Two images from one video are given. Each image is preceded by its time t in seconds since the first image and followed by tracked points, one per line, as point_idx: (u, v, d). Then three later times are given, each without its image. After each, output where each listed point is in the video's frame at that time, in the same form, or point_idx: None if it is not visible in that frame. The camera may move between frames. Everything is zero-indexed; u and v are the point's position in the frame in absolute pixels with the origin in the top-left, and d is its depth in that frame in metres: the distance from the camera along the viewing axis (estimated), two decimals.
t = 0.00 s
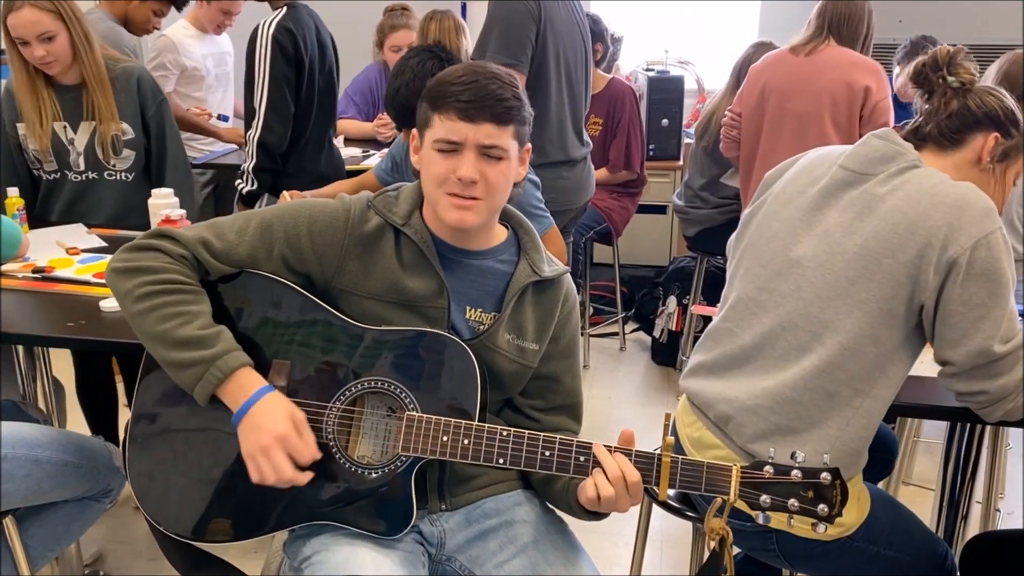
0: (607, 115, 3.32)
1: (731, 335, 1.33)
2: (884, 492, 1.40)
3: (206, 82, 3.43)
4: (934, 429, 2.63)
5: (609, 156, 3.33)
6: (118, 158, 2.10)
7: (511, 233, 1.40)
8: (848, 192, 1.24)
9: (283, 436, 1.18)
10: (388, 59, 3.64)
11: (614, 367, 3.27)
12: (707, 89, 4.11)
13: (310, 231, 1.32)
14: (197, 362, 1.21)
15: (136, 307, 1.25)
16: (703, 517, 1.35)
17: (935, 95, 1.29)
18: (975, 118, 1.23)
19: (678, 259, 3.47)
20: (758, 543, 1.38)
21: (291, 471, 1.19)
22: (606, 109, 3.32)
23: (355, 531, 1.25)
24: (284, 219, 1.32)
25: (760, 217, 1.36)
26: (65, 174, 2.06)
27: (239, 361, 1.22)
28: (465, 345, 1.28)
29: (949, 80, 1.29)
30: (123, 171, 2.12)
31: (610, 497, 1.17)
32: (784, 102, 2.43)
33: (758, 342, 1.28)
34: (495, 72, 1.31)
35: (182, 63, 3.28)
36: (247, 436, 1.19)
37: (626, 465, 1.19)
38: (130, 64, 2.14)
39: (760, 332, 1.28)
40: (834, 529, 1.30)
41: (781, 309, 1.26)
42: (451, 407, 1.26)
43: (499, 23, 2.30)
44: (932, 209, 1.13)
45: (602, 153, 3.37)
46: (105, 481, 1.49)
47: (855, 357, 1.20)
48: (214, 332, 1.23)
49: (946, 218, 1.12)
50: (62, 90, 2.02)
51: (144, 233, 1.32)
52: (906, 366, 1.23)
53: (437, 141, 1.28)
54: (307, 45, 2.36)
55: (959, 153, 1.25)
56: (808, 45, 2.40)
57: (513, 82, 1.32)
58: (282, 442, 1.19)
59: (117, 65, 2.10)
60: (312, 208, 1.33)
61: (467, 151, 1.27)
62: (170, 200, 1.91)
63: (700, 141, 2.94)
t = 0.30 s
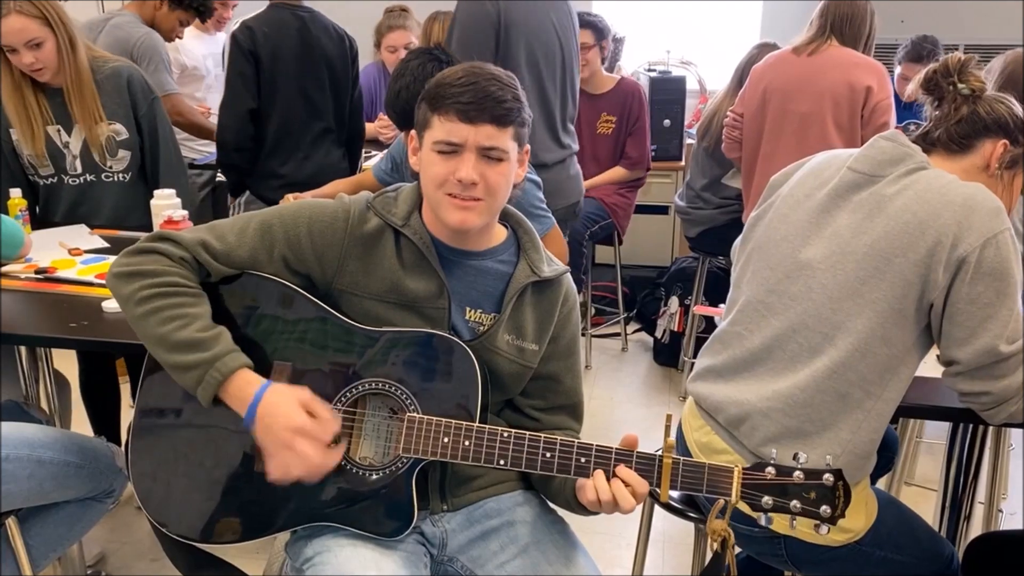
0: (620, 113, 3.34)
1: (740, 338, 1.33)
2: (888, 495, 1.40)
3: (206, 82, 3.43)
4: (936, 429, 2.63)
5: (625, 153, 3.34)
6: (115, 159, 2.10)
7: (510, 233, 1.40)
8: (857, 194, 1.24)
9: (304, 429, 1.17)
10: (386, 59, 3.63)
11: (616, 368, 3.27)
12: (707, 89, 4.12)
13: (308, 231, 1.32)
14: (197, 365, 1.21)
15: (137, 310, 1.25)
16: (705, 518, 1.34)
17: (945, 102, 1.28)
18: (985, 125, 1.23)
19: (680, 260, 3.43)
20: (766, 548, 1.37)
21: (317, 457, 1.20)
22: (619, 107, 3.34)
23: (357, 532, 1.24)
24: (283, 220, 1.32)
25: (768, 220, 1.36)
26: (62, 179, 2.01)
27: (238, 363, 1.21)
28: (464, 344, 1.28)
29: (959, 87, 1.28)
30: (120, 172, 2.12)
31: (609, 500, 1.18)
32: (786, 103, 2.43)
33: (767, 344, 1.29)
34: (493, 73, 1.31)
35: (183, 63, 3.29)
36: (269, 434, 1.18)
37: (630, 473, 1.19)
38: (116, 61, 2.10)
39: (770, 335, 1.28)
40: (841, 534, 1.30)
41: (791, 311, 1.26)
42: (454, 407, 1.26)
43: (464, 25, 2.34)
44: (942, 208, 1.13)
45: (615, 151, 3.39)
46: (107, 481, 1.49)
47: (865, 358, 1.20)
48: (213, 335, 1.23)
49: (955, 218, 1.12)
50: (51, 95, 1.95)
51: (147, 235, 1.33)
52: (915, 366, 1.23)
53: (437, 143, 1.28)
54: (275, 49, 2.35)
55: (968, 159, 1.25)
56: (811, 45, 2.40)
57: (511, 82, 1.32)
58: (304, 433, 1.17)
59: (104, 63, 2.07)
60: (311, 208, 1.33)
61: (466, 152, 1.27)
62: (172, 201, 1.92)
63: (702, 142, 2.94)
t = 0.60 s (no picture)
0: (625, 113, 3.36)
1: (743, 338, 1.33)
2: (891, 496, 1.40)
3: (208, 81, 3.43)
4: (939, 430, 2.63)
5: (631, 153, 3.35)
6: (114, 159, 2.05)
7: (512, 232, 1.40)
8: (862, 195, 1.24)
9: (297, 410, 1.16)
10: (384, 59, 3.63)
11: (618, 367, 3.27)
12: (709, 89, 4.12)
13: (310, 232, 1.32)
14: (199, 356, 1.21)
15: (138, 306, 1.25)
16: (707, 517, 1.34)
17: (956, 103, 1.28)
18: (994, 128, 1.23)
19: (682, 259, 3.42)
20: (768, 549, 1.37)
21: (317, 441, 1.16)
22: (626, 107, 3.36)
23: (359, 531, 1.24)
24: (284, 220, 1.32)
25: (772, 220, 1.36)
26: (60, 179, 1.86)
27: (239, 352, 1.21)
28: (466, 345, 1.28)
29: (971, 89, 1.27)
30: (119, 172, 2.09)
31: (613, 499, 1.18)
32: (788, 102, 2.43)
33: (771, 345, 1.29)
34: (493, 71, 1.31)
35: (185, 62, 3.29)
36: (268, 422, 1.18)
37: (632, 475, 1.19)
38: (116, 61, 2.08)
39: (773, 335, 1.28)
40: (843, 536, 1.30)
41: (795, 311, 1.26)
42: (456, 408, 1.26)
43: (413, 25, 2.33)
44: (947, 208, 1.13)
45: (618, 150, 3.39)
46: (109, 481, 1.49)
47: (869, 358, 1.20)
48: (215, 326, 1.23)
49: (960, 219, 1.12)
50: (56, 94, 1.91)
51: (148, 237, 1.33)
52: (919, 367, 1.23)
53: (437, 143, 1.28)
54: (223, 49, 2.30)
55: (976, 161, 1.25)
56: (814, 45, 2.40)
57: (511, 80, 1.32)
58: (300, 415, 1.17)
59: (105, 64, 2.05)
60: (312, 209, 1.33)
61: (469, 151, 1.27)
62: (175, 201, 1.92)
63: (705, 141, 2.95)
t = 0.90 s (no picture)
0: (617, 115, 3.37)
1: (746, 338, 1.33)
2: (894, 496, 1.40)
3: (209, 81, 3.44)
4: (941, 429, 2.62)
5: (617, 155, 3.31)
6: (116, 159, 2.07)
7: (514, 231, 1.40)
8: (864, 194, 1.24)
9: (315, 405, 1.19)
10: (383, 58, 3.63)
11: (619, 367, 3.27)
12: (711, 88, 4.12)
13: (311, 230, 1.32)
14: (206, 353, 1.21)
15: (142, 304, 1.25)
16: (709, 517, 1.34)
17: (962, 102, 1.28)
18: (999, 128, 1.23)
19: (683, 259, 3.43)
20: (770, 549, 1.37)
21: (331, 434, 1.20)
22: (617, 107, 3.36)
23: (361, 531, 1.24)
24: (285, 219, 1.32)
25: (776, 220, 1.36)
26: (60, 176, 1.93)
27: (248, 347, 1.21)
28: (468, 343, 1.28)
29: (977, 88, 1.26)
30: (120, 171, 2.10)
31: (616, 497, 1.18)
32: (789, 103, 2.43)
33: (774, 345, 1.29)
34: (492, 69, 1.31)
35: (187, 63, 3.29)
36: (276, 419, 1.18)
37: (636, 476, 1.19)
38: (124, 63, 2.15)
39: (776, 335, 1.28)
40: (845, 536, 1.30)
41: (797, 311, 1.26)
42: (458, 407, 1.26)
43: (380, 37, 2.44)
44: (950, 208, 1.13)
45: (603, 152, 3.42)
46: (112, 481, 1.49)
47: (872, 358, 1.20)
48: (221, 322, 1.23)
49: (962, 218, 1.12)
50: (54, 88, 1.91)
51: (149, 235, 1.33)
52: (922, 366, 1.23)
53: (433, 138, 1.28)
54: (199, 47, 2.32)
55: (980, 161, 1.25)
56: (815, 44, 2.39)
57: (511, 78, 1.32)
58: (317, 410, 1.19)
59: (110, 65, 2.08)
60: (313, 207, 1.33)
61: (463, 146, 1.27)
62: (176, 200, 1.91)
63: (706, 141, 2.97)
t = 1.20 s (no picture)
0: (620, 109, 3.32)
1: (746, 336, 1.33)
2: (894, 495, 1.40)
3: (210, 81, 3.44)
4: (942, 428, 2.62)
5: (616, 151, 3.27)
6: (120, 154, 2.09)
7: (513, 230, 1.40)
8: (864, 193, 1.24)
9: (283, 444, 1.18)
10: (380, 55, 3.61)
11: (619, 366, 3.26)
12: (712, 88, 4.12)
13: (310, 229, 1.32)
14: (199, 364, 1.21)
15: (138, 310, 1.25)
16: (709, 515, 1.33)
17: (963, 101, 1.27)
18: (1000, 127, 1.23)
19: (683, 257, 3.43)
20: (770, 548, 1.37)
21: (289, 479, 1.19)
22: (618, 104, 3.33)
23: (361, 529, 1.24)
24: (284, 218, 1.32)
25: (776, 219, 1.36)
26: (65, 172, 1.98)
27: (240, 362, 1.22)
28: (469, 343, 1.28)
29: (978, 88, 1.26)
30: (124, 167, 2.11)
31: (616, 490, 1.17)
32: (789, 102, 2.43)
33: (774, 344, 1.29)
34: (493, 67, 1.31)
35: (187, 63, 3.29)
36: (248, 443, 1.19)
37: (636, 471, 1.18)
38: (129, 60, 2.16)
39: (776, 333, 1.28)
40: (845, 535, 1.30)
41: (797, 310, 1.26)
42: (457, 406, 1.25)
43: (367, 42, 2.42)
44: (949, 207, 1.13)
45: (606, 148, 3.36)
46: (112, 480, 1.49)
47: (871, 357, 1.20)
48: (215, 334, 1.23)
49: (962, 216, 1.12)
50: (62, 89, 1.99)
51: (148, 236, 1.33)
52: (921, 365, 1.23)
53: (436, 139, 1.28)
54: (205, 43, 2.32)
55: (981, 160, 1.24)
56: (815, 42, 2.39)
57: (511, 77, 1.32)
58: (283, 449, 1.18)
59: (115, 63, 2.12)
60: (312, 205, 1.33)
61: (467, 147, 1.27)
62: (176, 199, 1.91)
63: (705, 139, 2.95)
